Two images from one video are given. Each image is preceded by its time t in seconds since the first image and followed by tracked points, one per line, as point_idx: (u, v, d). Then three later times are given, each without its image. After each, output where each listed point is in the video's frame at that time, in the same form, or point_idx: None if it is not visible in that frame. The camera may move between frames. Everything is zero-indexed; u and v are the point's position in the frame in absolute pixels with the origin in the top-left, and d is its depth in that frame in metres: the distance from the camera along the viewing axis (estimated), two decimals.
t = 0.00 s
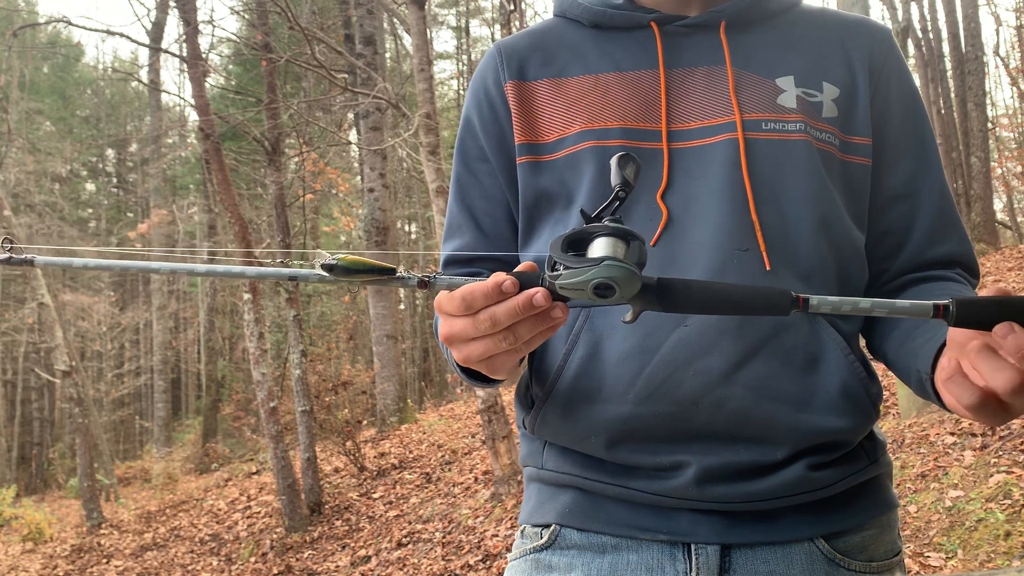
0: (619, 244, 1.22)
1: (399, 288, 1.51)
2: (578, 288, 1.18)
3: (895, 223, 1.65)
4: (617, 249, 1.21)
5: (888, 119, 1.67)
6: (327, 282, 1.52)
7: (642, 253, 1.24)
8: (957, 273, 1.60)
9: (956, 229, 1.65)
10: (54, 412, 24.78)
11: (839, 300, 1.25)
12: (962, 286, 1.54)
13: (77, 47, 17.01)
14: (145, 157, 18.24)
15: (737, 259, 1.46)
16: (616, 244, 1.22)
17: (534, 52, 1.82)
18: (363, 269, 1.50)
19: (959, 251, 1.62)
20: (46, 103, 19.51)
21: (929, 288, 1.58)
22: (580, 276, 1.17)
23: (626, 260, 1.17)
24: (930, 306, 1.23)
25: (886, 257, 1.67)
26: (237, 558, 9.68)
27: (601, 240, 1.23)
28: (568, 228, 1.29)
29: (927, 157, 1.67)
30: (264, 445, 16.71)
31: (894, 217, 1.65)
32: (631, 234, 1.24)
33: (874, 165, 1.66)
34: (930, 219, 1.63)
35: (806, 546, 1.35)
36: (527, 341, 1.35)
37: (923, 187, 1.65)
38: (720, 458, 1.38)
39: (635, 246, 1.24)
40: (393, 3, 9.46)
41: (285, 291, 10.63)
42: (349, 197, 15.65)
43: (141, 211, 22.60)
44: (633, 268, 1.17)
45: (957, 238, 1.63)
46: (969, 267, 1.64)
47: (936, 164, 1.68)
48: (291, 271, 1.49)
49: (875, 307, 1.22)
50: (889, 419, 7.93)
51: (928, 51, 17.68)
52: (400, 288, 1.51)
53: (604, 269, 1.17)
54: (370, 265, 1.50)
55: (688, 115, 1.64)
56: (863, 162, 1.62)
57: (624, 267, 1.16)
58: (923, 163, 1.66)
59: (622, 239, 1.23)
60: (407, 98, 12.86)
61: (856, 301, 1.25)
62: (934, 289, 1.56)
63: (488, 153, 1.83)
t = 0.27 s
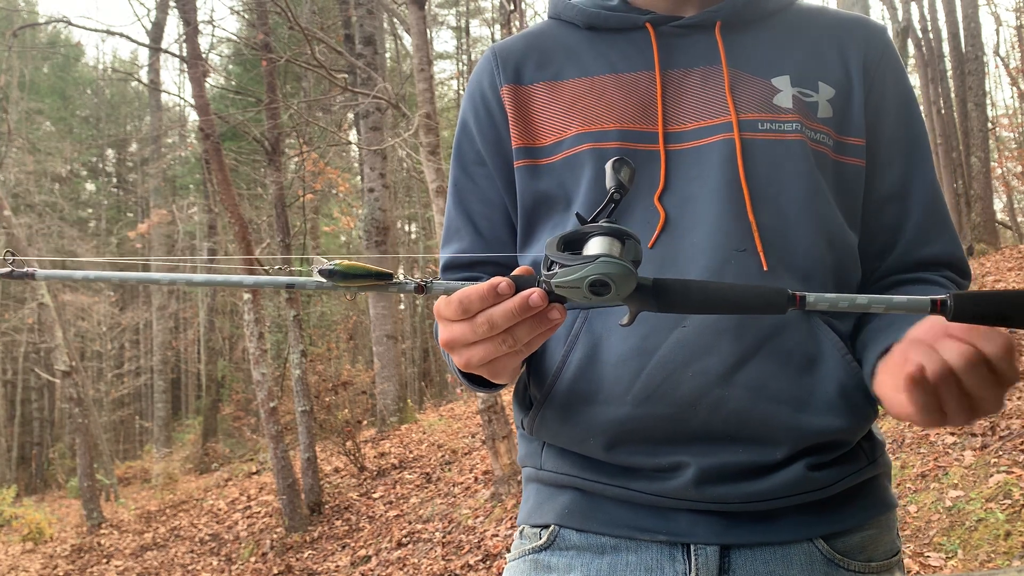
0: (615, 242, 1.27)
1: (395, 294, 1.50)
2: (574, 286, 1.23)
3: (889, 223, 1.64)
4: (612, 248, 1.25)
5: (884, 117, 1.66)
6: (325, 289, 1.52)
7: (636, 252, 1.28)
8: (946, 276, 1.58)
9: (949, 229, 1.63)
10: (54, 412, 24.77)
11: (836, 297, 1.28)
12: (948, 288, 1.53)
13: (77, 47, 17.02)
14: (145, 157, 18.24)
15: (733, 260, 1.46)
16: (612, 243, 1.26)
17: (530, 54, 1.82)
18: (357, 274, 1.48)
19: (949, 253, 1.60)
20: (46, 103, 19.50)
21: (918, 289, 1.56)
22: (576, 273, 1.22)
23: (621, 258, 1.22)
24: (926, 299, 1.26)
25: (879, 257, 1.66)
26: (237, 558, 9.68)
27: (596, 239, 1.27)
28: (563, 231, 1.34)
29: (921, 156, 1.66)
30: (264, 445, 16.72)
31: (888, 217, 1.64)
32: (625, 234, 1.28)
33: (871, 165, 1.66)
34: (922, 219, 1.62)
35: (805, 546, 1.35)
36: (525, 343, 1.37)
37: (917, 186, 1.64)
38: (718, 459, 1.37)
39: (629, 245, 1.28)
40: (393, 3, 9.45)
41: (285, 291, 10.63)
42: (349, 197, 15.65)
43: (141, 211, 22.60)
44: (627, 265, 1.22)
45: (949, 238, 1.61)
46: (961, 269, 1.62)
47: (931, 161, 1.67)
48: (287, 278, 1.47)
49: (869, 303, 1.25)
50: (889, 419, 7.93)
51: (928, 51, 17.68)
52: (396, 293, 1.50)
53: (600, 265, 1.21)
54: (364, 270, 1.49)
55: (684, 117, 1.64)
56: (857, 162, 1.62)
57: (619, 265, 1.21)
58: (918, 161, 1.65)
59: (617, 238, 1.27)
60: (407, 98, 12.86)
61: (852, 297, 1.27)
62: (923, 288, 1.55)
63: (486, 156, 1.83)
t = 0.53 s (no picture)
0: (619, 242, 1.23)
1: (399, 293, 1.49)
2: (575, 286, 1.20)
3: (887, 221, 1.64)
4: (616, 248, 1.22)
5: (883, 116, 1.66)
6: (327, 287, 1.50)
7: (639, 252, 1.25)
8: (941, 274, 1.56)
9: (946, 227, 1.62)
10: (54, 412, 24.76)
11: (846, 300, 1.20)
12: (943, 286, 1.50)
13: (77, 47, 17.02)
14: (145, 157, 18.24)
15: (733, 259, 1.46)
16: (615, 243, 1.23)
17: (530, 53, 1.81)
18: (360, 272, 1.46)
19: (945, 252, 1.58)
20: (46, 103, 19.49)
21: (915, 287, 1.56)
22: (578, 272, 1.19)
23: (624, 258, 1.19)
24: (942, 305, 1.17)
25: (878, 256, 1.66)
26: (237, 557, 9.67)
27: (600, 239, 1.24)
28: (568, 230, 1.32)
29: (920, 155, 1.65)
30: (264, 445, 16.72)
31: (885, 216, 1.64)
32: (629, 234, 1.25)
33: (872, 164, 1.65)
34: (918, 218, 1.61)
35: (809, 547, 1.35)
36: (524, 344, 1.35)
37: (915, 185, 1.63)
38: (721, 460, 1.37)
39: (634, 245, 1.25)
40: (393, 3, 9.45)
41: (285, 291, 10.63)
42: (349, 197, 15.64)
43: (141, 211, 22.60)
44: (630, 264, 1.18)
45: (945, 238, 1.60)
46: (958, 268, 1.60)
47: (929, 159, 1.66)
48: (293, 276, 1.47)
49: (882, 307, 1.18)
50: (889, 419, 7.93)
51: (928, 51, 17.66)
52: (399, 292, 1.49)
53: (602, 265, 1.18)
54: (367, 268, 1.46)
55: (684, 118, 1.64)
56: (857, 162, 1.62)
57: (621, 264, 1.17)
58: (917, 160, 1.65)
59: (621, 237, 1.24)
60: (407, 98, 12.86)
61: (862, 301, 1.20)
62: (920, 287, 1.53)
63: (485, 155, 1.82)
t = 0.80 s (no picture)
0: (618, 238, 1.22)
1: (399, 295, 1.48)
2: (575, 282, 1.18)
3: (888, 220, 1.64)
4: (615, 243, 1.21)
5: (884, 115, 1.66)
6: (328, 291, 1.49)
7: (638, 247, 1.24)
8: (947, 269, 1.58)
9: (948, 222, 1.63)
10: (54, 412, 24.77)
11: (846, 291, 1.22)
12: (950, 277, 1.54)
13: (77, 47, 17.02)
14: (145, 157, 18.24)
15: (733, 261, 1.46)
16: (614, 239, 1.21)
17: (529, 53, 1.81)
18: (361, 275, 1.46)
19: (948, 247, 1.60)
20: (46, 103, 19.48)
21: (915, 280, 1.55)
22: (578, 268, 1.17)
23: (623, 252, 1.17)
24: (942, 294, 1.21)
25: (878, 255, 1.66)
26: (237, 558, 9.67)
27: (600, 235, 1.22)
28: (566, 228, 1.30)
29: (922, 154, 1.65)
30: (264, 445, 16.72)
31: (886, 214, 1.63)
32: (628, 229, 1.24)
33: (873, 165, 1.65)
34: (920, 215, 1.61)
35: (809, 547, 1.35)
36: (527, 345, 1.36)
37: (916, 183, 1.63)
38: (723, 461, 1.37)
39: (632, 240, 1.24)
40: (393, 3, 9.44)
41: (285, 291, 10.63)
42: (349, 197, 15.63)
43: (141, 211, 22.60)
44: (630, 259, 1.16)
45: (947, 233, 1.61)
46: (960, 262, 1.61)
47: (930, 156, 1.66)
48: (291, 282, 1.45)
49: (882, 296, 1.19)
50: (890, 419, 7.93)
51: (928, 51, 17.65)
52: (399, 294, 1.48)
53: (602, 260, 1.16)
54: (368, 272, 1.46)
55: (684, 119, 1.64)
56: (859, 162, 1.61)
57: (621, 259, 1.15)
58: (918, 158, 1.64)
59: (620, 233, 1.23)
60: (407, 98, 12.86)
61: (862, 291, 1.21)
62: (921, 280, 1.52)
63: (485, 156, 1.82)
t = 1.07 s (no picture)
0: (662, 240, 1.20)
1: (436, 297, 1.44)
2: (619, 285, 1.16)
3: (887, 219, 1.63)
4: (659, 245, 1.19)
5: (883, 114, 1.66)
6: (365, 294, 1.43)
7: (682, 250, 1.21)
8: (938, 271, 1.54)
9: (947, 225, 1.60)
10: (54, 412, 24.76)
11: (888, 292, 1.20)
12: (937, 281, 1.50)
13: (77, 47, 17.01)
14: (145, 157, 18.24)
15: (735, 259, 1.47)
16: (658, 240, 1.19)
17: (531, 52, 1.82)
18: (398, 277, 1.40)
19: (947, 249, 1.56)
20: (46, 103, 19.48)
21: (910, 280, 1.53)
22: (623, 271, 1.15)
23: (668, 256, 1.16)
24: (984, 295, 1.18)
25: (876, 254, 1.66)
26: (237, 558, 9.67)
27: (642, 237, 1.20)
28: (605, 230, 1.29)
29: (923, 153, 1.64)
30: (264, 445, 16.73)
31: (885, 214, 1.63)
32: (672, 232, 1.22)
33: (871, 163, 1.65)
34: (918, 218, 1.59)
35: (812, 548, 1.35)
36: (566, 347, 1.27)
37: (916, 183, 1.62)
38: (724, 461, 1.37)
39: (676, 242, 1.21)
40: (393, 3, 9.44)
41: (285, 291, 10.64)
42: (349, 197, 15.63)
43: (141, 211, 22.60)
44: (676, 260, 1.16)
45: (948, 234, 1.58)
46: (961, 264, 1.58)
47: (931, 155, 1.65)
48: (328, 285, 1.41)
49: (927, 299, 1.17)
50: (890, 419, 7.94)
51: (928, 51, 17.66)
52: (437, 296, 1.44)
53: (648, 262, 1.16)
54: (404, 272, 1.41)
55: (684, 119, 1.65)
56: (856, 162, 1.63)
57: (666, 262, 1.15)
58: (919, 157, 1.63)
59: (663, 236, 1.20)
60: (407, 98, 12.85)
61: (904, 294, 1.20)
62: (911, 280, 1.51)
63: (488, 155, 1.83)
